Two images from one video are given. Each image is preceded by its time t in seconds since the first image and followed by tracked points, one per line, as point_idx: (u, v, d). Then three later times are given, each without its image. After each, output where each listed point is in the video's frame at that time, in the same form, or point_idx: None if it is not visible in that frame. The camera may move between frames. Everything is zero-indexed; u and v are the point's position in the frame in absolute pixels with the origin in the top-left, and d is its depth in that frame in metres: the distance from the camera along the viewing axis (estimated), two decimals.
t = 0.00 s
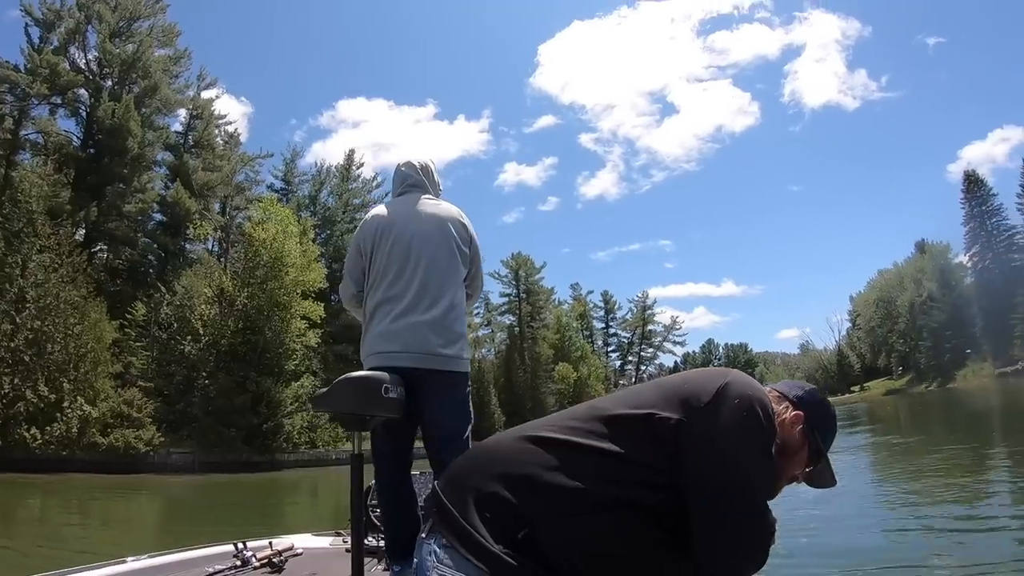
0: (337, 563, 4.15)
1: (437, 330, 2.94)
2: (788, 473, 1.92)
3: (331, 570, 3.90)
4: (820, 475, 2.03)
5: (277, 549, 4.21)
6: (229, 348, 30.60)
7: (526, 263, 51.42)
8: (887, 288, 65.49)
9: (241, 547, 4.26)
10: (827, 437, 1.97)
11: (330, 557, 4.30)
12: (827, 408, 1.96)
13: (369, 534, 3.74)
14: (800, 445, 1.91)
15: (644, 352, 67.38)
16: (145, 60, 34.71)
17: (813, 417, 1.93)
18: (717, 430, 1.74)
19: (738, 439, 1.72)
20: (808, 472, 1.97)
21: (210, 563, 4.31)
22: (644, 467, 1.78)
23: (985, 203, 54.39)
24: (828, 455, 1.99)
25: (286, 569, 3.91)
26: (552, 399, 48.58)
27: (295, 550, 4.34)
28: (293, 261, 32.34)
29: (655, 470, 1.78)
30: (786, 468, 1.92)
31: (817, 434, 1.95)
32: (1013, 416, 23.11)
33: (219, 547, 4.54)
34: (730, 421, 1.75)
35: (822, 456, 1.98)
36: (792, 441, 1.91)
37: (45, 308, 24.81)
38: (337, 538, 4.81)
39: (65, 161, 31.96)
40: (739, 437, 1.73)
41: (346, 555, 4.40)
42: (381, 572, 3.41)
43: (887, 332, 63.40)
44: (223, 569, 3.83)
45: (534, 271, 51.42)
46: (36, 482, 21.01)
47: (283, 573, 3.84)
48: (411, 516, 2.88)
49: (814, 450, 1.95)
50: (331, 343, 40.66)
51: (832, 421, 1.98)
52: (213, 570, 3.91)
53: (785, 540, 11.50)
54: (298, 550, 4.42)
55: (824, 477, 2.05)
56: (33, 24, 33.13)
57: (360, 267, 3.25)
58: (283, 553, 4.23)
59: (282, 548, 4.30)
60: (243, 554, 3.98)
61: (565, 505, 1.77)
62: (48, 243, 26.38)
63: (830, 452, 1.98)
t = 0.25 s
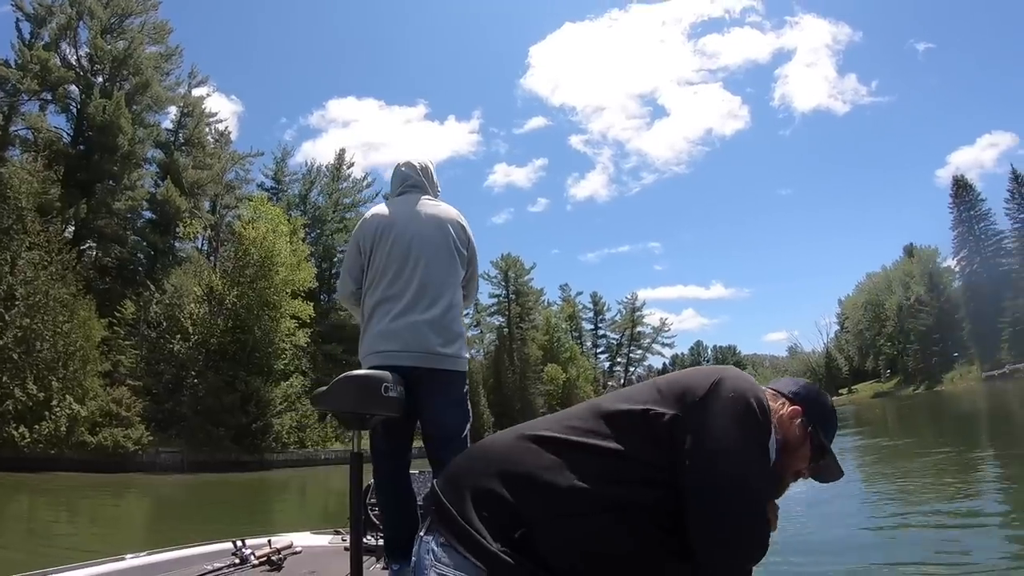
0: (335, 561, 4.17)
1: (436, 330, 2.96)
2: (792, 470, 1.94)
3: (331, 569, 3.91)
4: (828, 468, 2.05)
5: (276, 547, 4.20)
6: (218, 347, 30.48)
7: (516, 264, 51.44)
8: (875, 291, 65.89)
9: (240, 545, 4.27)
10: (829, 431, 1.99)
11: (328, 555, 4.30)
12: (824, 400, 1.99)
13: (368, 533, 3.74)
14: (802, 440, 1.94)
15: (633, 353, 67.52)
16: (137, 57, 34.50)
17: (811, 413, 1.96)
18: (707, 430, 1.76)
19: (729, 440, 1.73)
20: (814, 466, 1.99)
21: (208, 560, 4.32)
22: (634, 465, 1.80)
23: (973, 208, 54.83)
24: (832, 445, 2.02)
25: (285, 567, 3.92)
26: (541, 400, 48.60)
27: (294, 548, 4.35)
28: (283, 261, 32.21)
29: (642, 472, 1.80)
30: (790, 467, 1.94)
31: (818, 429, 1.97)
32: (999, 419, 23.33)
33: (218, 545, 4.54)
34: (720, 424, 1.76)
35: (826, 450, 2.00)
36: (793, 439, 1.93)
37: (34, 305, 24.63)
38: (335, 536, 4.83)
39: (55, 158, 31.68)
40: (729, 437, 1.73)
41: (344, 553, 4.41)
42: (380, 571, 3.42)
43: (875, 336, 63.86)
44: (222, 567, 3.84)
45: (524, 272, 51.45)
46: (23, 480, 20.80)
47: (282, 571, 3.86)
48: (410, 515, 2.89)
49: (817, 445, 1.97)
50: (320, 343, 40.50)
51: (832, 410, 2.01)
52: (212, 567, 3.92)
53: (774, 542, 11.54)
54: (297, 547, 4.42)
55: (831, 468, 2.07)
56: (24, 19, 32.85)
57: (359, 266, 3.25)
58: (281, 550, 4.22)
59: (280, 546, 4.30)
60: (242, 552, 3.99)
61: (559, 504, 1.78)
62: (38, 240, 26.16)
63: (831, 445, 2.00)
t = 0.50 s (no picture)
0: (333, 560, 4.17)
1: (436, 329, 2.99)
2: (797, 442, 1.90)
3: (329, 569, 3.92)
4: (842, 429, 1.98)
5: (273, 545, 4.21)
6: (209, 347, 30.40)
7: (507, 265, 51.50)
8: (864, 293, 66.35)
9: (238, 543, 4.28)
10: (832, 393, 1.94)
11: (326, 554, 4.30)
12: (823, 363, 1.94)
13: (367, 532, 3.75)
14: (803, 407, 1.89)
15: (623, 354, 67.68)
16: (129, 55, 34.36)
17: (807, 378, 1.91)
18: (661, 404, 1.66)
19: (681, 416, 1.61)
20: (822, 432, 1.93)
21: (206, 559, 4.32)
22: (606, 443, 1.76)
23: (962, 211, 55.40)
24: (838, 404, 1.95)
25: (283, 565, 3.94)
26: (531, 401, 48.68)
27: (292, 546, 4.36)
28: (274, 260, 32.09)
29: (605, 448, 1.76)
30: (793, 438, 1.90)
31: (818, 393, 1.92)
32: (987, 420, 23.51)
33: (216, 543, 4.52)
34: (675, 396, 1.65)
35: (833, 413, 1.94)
36: (791, 409, 1.89)
37: (25, 304, 24.42)
38: (333, 535, 4.83)
39: (46, 156, 31.40)
40: (685, 410, 1.62)
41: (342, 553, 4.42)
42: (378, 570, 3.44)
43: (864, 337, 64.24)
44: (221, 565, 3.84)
45: (514, 273, 51.50)
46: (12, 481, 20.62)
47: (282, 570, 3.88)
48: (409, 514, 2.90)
49: (821, 407, 1.91)
50: (311, 343, 40.39)
51: (834, 375, 1.94)
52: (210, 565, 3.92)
53: (765, 542, 11.60)
54: (295, 545, 4.42)
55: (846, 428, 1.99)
56: (15, 15, 32.60)
57: (356, 265, 3.26)
58: (279, 549, 4.23)
59: (278, 544, 4.30)
60: (240, 551, 3.98)
61: (548, 492, 1.74)
62: (28, 239, 25.94)
63: (839, 403, 1.92)
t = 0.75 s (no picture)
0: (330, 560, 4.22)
1: (437, 329, 3.02)
2: (784, 369, 1.84)
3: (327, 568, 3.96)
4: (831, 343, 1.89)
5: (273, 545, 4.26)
6: (199, 347, 30.28)
7: (497, 265, 51.53)
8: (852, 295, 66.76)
9: (236, 543, 4.29)
10: (809, 312, 1.85)
11: (324, 554, 4.34)
12: (790, 287, 1.87)
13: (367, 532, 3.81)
14: (779, 335, 1.82)
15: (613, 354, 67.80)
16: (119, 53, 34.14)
17: (775, 303, 1.84)
18: (585, 375, 1.64)
19: (599, 380, 1.59)
20: (809, 352, 1.85)
21: (204, 559, 4.32)
22: (551, 423, 1.74)
23: (951, 213, 55.92)
24: (822, 323, 1.86)
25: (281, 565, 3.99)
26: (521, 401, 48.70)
27: (291, 546, 4.38)
28: (264, 260, 31.96)
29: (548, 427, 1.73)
30: (773, 368, 1.83)
31: (793, 316, 1.84)
32: (975, 421, 23.70)
33: (214, 541, 4.51)
34: (596, 363, 1.63)
35: (817, 332, 1.85)
36: (767, 338, 1.82)
37: (14, 304, 24.07)
38: (332, 534, 4.84)
39: (35, 154, 31.13)
40: (603, 375, 1.60)
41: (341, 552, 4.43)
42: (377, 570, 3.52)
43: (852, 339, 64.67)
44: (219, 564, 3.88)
45: (504, 274, 51.51)
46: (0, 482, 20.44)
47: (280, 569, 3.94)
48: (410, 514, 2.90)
49: (798, 331, 1.83)
50: (301, 343, 40.24)
51: (806, 296, 1.86)
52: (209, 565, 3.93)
53: (755, 542, 11.65)
54: (294, 545, 4.46)
55: (836, 340, 1.90)
56: (4, 13, 32.32)
57: (356, 264, 3.26)
58: (278, 548, 4.28)
59: (277, 544, 4.34)
60: (238, 550, 4.02)
61: (520, 481, 1.72)
62: (18, 238, 25.71)
63: (815, 323, 1.84)
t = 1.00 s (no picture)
0: (329, 560, 4.36)
1: (437, 328, 3.06)
2: (718, 289, 1.93)
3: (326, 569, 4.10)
4: (756, 242, 1.97)
5: (273, 547, 4.41)
6: (190, 347, 30.13)
7: (489, 266, 51.51)
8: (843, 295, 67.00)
9: (236, 543, 4.45)
10: (723, 228, 1.93)
11: (323, 555, 4.46)
12: (699, 213, 1.94)
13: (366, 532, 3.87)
14: (700, 262, 1.92)
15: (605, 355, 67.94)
16: (111, 52, 33.97)
17: (685, 232, 1.94)
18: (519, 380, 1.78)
19: (532, 381, 1.72)
20: (736, 263, 1.94)
21: (205, 559, 4.50)
22: (501, 422, 1.87)
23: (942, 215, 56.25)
24: (738, 229, 1.94)
25: (281, 567, 4.14)
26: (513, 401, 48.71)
27: (291, 548, 4.56)
28: (255, 260, 31.86)
29: (499, 425, 1.87)
30: (693, 292, 1.94)
31: (708, 237, 1.93)
32: (964, 421, 23.88)
33: (214, 544, 4.67)
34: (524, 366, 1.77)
35: (737, 239, 1.94)
36: (689, 269, 1.93)
37: (4, 304, 23.75)
38: (333, 536, 4.94)
39: (26, 153, 30.92)
40: (534, 375, 1.73)
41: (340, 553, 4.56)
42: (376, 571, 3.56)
43: (843, 339, 65.00)
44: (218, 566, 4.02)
45: (496, 274, 51.51)
46: None
47: (279, 570, 4.08)
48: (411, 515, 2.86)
49: (715, 249, 1.92)
50: (293, 344, 40.11)
51: (715, 212, 1.93)
52: (210, 566, 4.09)
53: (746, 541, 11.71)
54: (293, 547, 4.62)
55: (759, 237, 1.97)
56: None
57: (355, 263, 3.26)
58: (278, 550, 4.43)
59: (277, 545, 4.49)
60: (238, 551, 4.19)
61: (488, 482, 1.85)
62: (8, 237, 25.53)
63: (727, 237, 1.93)
